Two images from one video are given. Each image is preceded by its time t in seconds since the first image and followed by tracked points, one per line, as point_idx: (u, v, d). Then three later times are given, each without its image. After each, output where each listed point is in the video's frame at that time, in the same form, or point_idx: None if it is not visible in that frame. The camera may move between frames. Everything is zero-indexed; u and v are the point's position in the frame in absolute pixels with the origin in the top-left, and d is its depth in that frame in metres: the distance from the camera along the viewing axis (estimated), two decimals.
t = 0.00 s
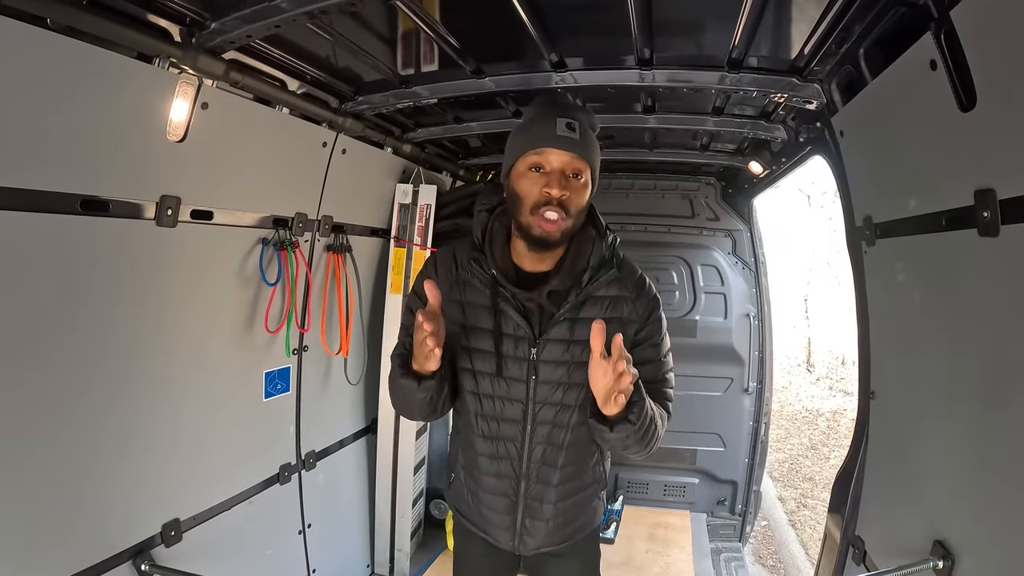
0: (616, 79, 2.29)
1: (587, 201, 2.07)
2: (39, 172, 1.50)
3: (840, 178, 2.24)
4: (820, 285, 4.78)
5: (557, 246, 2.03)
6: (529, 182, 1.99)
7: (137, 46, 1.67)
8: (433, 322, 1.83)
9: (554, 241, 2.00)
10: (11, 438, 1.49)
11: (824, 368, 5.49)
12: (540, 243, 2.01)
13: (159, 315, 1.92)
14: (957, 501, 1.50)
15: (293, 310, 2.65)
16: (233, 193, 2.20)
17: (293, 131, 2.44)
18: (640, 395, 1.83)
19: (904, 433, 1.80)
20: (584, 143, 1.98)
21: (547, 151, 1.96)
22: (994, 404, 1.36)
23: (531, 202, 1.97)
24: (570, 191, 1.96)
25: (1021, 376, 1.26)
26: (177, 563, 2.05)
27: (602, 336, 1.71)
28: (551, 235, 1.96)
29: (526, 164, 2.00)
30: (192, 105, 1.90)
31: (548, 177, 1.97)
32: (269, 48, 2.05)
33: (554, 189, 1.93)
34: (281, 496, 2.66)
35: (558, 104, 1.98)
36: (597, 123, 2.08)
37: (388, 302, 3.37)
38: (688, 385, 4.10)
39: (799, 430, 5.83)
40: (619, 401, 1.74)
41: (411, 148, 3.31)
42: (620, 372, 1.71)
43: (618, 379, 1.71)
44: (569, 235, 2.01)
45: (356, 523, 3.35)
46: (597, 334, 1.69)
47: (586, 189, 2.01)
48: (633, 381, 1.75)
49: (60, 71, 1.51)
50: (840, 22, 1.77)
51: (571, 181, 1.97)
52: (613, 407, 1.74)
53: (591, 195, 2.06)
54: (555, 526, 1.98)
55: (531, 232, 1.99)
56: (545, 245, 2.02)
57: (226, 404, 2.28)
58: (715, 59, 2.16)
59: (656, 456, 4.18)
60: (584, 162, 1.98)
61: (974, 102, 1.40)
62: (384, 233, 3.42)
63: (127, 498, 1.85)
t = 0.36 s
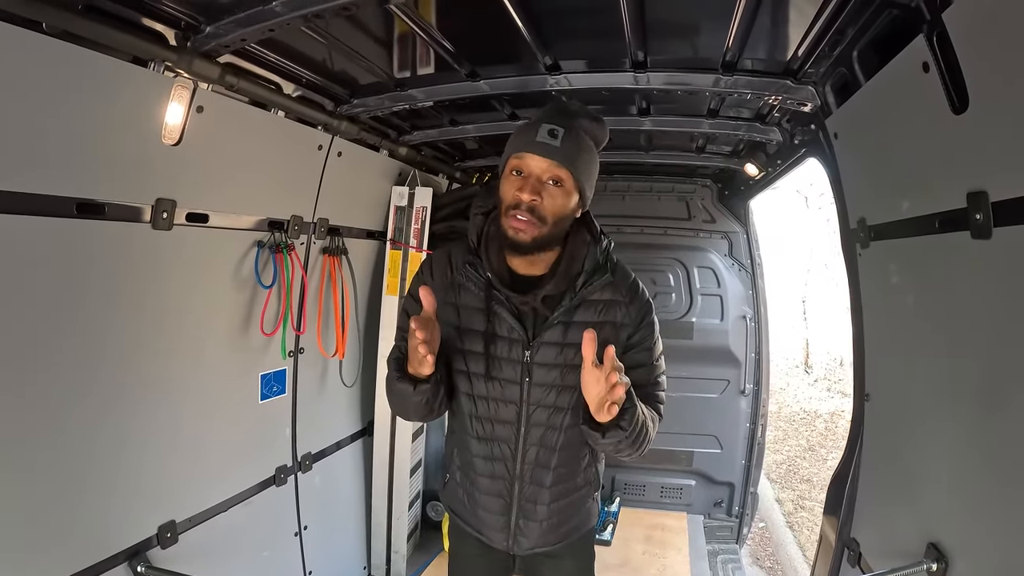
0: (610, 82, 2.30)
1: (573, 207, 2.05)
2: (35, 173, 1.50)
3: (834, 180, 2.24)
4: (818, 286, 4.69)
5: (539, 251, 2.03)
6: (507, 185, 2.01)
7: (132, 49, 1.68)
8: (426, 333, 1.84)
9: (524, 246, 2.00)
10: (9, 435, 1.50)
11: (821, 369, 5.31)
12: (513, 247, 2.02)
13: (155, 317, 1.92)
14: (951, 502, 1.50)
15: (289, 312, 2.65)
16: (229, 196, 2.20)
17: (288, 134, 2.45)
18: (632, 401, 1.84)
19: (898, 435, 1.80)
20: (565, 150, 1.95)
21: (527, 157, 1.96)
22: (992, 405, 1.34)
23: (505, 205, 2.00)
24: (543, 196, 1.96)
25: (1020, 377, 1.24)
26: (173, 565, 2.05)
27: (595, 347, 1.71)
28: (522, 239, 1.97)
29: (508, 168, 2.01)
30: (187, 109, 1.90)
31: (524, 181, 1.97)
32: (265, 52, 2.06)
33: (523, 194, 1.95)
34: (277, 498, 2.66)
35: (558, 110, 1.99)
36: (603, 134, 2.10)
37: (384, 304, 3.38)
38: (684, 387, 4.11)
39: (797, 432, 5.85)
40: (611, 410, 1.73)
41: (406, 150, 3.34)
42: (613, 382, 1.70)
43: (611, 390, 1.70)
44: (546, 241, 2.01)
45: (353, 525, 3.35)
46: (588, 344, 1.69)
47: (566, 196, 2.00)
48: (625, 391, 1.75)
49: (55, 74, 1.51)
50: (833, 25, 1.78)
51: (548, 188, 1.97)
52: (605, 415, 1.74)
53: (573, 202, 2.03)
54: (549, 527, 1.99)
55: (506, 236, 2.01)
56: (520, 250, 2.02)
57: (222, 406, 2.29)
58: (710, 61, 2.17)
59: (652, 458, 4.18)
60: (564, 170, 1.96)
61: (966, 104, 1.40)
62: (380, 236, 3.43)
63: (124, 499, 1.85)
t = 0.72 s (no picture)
0: (604, 84, 2.31)
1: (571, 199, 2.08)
2: (32, 175, 1.51)
3: (829, 182, 2.25)
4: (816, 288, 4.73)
5: (541, 245, 2.06)
6: (511, 183, 2.01)
7: (127, 52, 1.68)
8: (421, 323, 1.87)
9: (540, 238, 2.01)
10: (6, 436, 1.50)
11: (818, 371, 5.34)
12: (527, 241, 2.02)
13: (151, 320, 1.93)
14: (945, 503, 1.50)
15: (285, 314, 2.66)
16: (225, 198, 2.21)
17: (285, 137, 2.45)
18: (628, 391, 1.83)
19: (892, 436, 1.81)
20: (561, 140, 2.01)
21: (526, 151, 2.00)
22: (992, 406, 1.31)
23: (513, 201, 1.99)
24: (550, 186, 1.98)
25: (1011, 379, 1.25)
26: (169, 567, 2.05)
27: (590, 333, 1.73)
28: (535, 230, 1.98)
29: (508, 166, 2.03)
30: (183, 111, 1.90)
31: (528, 175, 1.99)
32: (260, 55, 2.07)
33: (535, 185, 1.95)
34: (273, 500, 2.66)
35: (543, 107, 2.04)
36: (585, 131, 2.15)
37: (381, 306, 3.39)
38: (680, 389, 4.11)
39: (795, 433, 5.85)
40: (611, 394, 1.73)
41: (402, 153, 3.35)
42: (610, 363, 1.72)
43: (609, 372, 1.71)
44: (551, 232, 2.03)
45: (350, 527, 3.35)
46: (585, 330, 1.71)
47: (569, 184, 2.03)
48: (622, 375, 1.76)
49: (52, 77, 1.51)
50: (827, 27, 1.78)
51: (551, 179, 2.00)
52: (604, 401, 1.74)
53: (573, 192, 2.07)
54: (544, 524, 1.99)
55: (517, 232, 2.00)
56: (532, 243, 2.04)
57: (219, 409, 2.29)
58: (706, 63, 2.17)
59: (649, 460, 4.18)
60: (563, 159, 2.01)
61: (959, 106, 1.40)
62: (377, 238, 3.43)
63: (121, 501, 1.85)
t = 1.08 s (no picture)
0: (598, 87, 2.32)
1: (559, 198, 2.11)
2: (29, 176, 1.51)
3: (824, 184, 2.26)
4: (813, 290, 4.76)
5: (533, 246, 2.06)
6: (500, 187, 2.02)
7: (124, 55, 1.69)
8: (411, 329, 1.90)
9: (533, 238, 2.02)
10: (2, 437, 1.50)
11: (817, 372, 5.39)
12: (520, 242, 2.02)
13: (148, 321, 1.93)
14: (939, 504, 1.50)
15: (281, 315, 2.66)
16: (222, 200, 2.21)
17: (281, 139, 2.46)
18: (611, 396, 1.83)
19: (886, 438, 1.81)
20: (547, 143, 2.01)
21: (513, 155, 2.00)
22: (993, 407, 1.29)
23: (504, 203, 2.00)
24: (539, 187, 2.00)
25: (1001, 380, 1.26)
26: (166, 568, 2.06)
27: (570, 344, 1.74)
28: (529, 229, 1.99)
29: (495, 170, 2.03)
30: (179, 114, 1.91)
31: (516, 178, 2.00)
32: (256, 57, 2.07)
33: (524, 188, 1.97)
34: (270, 501, 2.67)
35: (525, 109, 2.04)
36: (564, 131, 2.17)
37: (377, 308, 3.40)
38: (677, 391, 4.11)
39: (792, 434, 5.86)
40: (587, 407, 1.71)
41: (399, 155, 3.36)
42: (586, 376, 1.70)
43: (584, 385, 1.70)
44: (543, 233, 2.04)
45: (347, 529, 3.35)
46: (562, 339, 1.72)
47: (556, 186, 2.05)
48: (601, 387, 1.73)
49: (49, 80, 1.52)
50: (822, 29, 1.79)
51: (539, 180, 2.01)
52: (582, 412, 1.71)
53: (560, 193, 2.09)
54: (539, 527, 1.99)
55: (510, 233, 2.00)
56: (524, 245, 2.03)
57: (215, 412, 2.29)
58: (701, 66, 2.18)
59: (646, 462, 4.18)
60: (549, 161, 2.02)
61: (952, 108, 1.41)
62: (373, 240, 3.44)
63: (117, 502, 1.85)
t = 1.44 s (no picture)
0: (595, 90, 2.32)
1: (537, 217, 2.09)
2: (25, 180, 1.51)
3: (819, 187, 2.27)
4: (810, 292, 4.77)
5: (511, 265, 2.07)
6: (470, 210, 2.04)
7: (122, 59, 1.70)
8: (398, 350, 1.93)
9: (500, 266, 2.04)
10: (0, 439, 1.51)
11: (814, 375, 5.39)
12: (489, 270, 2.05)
13: (146, 323, 1.94)
14: (932, 505, 1.51)
15: (278, 318, 2.67)
16: (219, 203, 2.22)
17: (278, 142, 2.47)
18: (589, 416, 1.83)
19: (881, 439, 1.82)
20: (523, 167, 1.99)
21: (484, 179, 2.00)
22: (986, 406, 1.30)
23: (472, 230, 2.03)
24: (506, 215, 2.00)
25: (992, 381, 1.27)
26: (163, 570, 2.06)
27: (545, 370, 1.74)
28: (495, 258, 2.02)
29: (468, 192, 2.05)
30: (177, 117, 1.92)
31: (486, 203, 2.01)
32: (253, 61, 2.08)
33: (488, 218, 1.98)
34: (267, 503, 2.67)
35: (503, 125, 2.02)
36: (548, 138, 2.13)
37: (374, 311, 3.40)
38: (673, 393, 4.11)
39: (790, 436, 5.87)
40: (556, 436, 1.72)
41: (395, 158, 3.37)
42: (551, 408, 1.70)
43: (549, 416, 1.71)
44: (514, 256, 2.05)
45: (344, 531, 3.36)
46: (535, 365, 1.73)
47: (530, 210, 2.04)
48: (572, 417, 1.71)
49: (49, 84, 1.53)
50: (817, 33, 1.80)
51: (508, 206, 2.01)
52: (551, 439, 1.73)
53: (536, 215, 2.07)
54: (531, 531, 2.00)
55: (478, 259, 2.04)
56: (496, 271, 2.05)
57: (212, 414, 2.30)
58: (697, 69, 2.20)
59: (643, 464, 4.19)
60: (524, 186, 2.00)
61: (945, 111, 1.40)
62: (370, 242, 3.44)
63: (115, 504, 1.86)
